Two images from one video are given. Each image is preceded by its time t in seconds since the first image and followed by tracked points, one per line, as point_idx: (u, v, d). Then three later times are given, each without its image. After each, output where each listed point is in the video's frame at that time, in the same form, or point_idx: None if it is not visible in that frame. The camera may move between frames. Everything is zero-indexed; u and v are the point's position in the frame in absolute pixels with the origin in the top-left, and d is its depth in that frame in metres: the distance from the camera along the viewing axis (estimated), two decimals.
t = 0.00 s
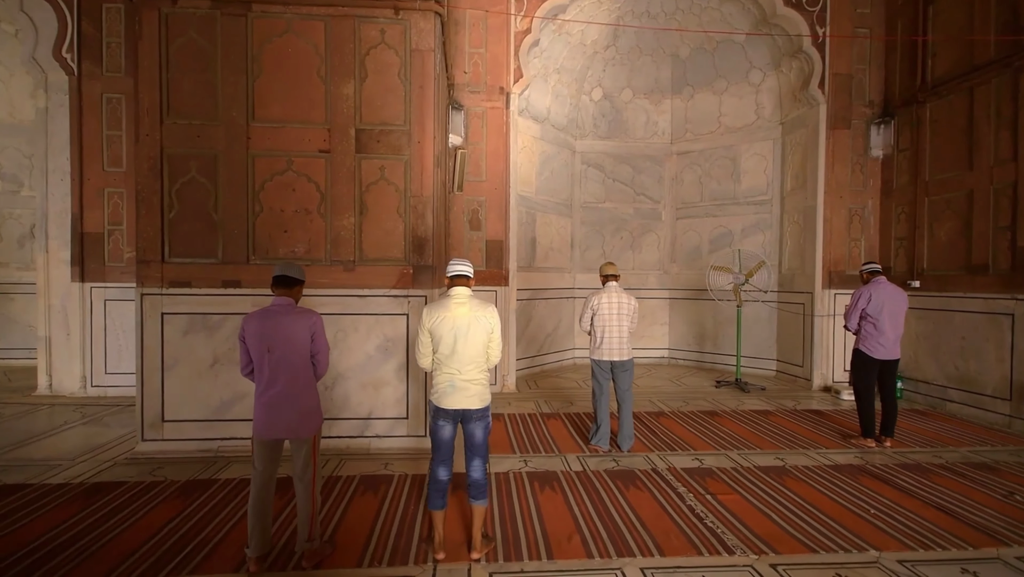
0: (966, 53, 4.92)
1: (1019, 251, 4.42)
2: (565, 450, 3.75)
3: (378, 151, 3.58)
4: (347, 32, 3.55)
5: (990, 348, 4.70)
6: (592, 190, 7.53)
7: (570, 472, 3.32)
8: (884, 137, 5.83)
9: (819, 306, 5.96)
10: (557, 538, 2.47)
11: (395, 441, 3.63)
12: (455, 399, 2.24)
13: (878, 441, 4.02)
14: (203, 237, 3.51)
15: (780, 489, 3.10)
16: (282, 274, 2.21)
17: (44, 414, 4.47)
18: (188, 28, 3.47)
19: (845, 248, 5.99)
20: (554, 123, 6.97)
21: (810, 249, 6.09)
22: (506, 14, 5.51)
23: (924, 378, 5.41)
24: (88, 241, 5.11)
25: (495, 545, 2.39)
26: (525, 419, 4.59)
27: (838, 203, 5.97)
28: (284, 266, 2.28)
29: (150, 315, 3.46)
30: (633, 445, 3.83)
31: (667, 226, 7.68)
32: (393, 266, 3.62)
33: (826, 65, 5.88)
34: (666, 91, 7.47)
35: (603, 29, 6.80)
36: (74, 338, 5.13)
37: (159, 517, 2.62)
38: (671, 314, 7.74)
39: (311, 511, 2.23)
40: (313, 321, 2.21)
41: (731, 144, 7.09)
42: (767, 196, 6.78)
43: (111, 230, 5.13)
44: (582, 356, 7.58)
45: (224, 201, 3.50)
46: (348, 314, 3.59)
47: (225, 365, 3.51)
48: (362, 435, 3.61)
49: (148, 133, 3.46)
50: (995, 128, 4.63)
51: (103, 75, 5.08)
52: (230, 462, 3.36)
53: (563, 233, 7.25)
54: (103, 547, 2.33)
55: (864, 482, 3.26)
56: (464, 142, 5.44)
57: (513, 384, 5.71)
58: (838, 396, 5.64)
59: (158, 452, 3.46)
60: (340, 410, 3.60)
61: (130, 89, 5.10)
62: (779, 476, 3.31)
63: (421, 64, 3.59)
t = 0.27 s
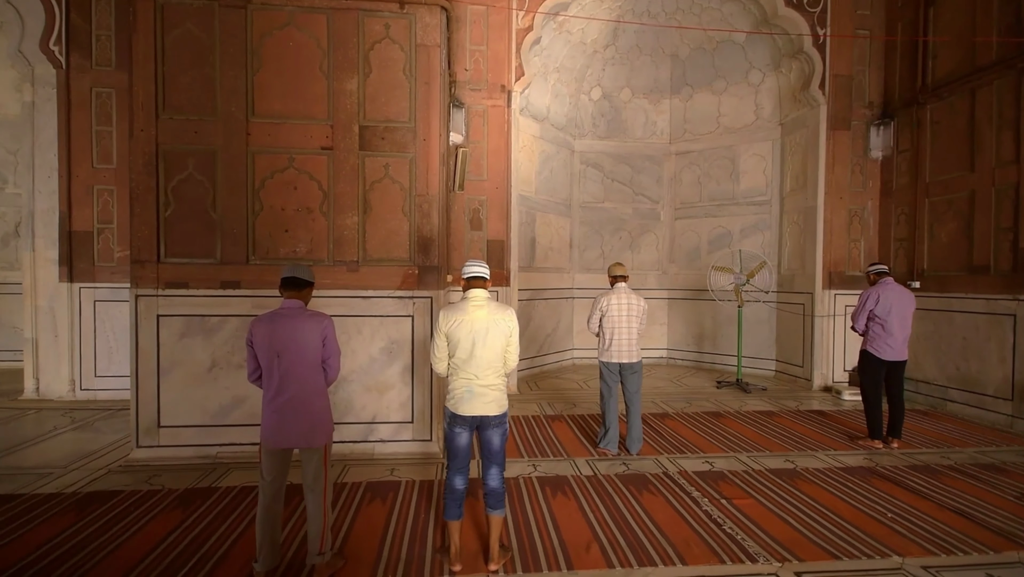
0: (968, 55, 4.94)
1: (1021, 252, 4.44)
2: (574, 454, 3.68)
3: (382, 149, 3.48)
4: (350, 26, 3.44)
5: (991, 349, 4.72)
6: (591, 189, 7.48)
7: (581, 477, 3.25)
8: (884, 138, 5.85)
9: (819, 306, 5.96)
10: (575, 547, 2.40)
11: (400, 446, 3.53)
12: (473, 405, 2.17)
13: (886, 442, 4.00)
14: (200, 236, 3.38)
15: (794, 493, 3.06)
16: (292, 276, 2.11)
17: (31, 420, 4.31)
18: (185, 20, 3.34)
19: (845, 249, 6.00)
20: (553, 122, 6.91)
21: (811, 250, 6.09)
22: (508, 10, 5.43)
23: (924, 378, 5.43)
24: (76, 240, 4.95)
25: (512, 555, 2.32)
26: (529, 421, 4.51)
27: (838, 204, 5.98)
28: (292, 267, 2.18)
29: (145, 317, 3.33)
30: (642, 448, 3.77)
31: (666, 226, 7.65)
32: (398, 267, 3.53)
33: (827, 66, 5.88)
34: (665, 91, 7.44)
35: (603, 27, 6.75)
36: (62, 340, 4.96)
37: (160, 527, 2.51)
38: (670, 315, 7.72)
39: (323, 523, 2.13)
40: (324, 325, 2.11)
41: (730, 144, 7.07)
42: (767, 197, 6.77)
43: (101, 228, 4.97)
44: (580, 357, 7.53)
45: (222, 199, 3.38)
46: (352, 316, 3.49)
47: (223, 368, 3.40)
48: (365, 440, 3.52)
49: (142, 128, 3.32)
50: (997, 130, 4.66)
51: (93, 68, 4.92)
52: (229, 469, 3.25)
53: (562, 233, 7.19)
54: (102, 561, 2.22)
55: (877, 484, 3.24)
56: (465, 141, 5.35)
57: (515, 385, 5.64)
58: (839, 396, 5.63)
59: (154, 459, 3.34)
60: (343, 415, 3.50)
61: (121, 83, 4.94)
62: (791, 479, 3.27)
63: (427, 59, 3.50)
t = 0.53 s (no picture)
0: (962, 58, 5.01)
1: (1016, 253, 4.51)
2: (579, 456, 3.64)
3: (385, 146, 3.41)
4: (352, 21, 3.36)
5: (986, 348, 4.79)
6: (587, 190, 7.45)
7: (589, 480, 3.21)
8: (878, 140, 5.91)
9: (816, 307, 6.00)
10: (589, 553, 2.36)
11: (403, 449, 3.46)
12: (489, 409, 2.12)
13: (887, 442, 4.02)
14: (196, 235, 3.28)
15: (803, 494, 3.05)
16: (301, 276, 2.03)
17: (16, 426, 4.15)
18: (181, 11, 3.24)
19: (841, 250, 6.05)
20: (550, 122, 6.87)
21: (807, 251, 6.13)
22: (507, 9, 5.39)
23: (919, 377, 5.49)
24: (63, 239, 4.79)
25: (526, 562, 2.26)
26: (531, 423, 4.46)
27: (833, 205, 6.02)
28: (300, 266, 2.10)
29: (139, 319, 3.22)
30: (647, 450, 3.74)
31: (662, 227, 7.66)
32: (401, 267, 3.46)
33: (823, 68, 5.93)
34: (660, 91, 7.44)
35: (600, 27, 6.73)
36: (47, 343, 4.80)
37: (160, 537, 2.42)
38: (665, 315, 7.72)
39: (333, 533, 2.05)
40: (336, 326, 2.04)
41: (726, 145, 7.10)
42: (762, 198, 6.81)
43: (88, 227, 4.82)
44: (577, 358, 7.50)
45: (220, 197, 3.28)
46: (353, 317, 3.41)
47: (221, 372, 3.29)
48: (367, 444, 3.44)
49: (136, 123, 3.20)
50: (992, 132, 4.72)
51: (80, 62, 4.77)
52: (227, 476, 3.15)
53: (559, 233, 7.16)
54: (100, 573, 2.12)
55: (882, 484, 3.24)
56: (465, 140, 5.29)
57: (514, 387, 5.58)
58: (836, 396, 5.67)
59: (148, 466, 3.22)
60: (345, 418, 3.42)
61: (109, 78, 4.80)
62: (798, 480, 3.26)
63: (430, 56, 3.43)
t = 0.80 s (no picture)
0: (951, 63, 5.13)
1: (1004, 254, 4.62)
2: (583, 457, 3.62)
3: (387, 144, 3.35)
4: (354, 16, 3.30)
5: (975, 347, 4.90)
6: (581, 190, 7.43)
7: (595, 481, 3.19)
8: (868, 143, 5.98)
9: (808, 307, 6.07)
10: (604, 555, 2.34)
11: (406, 453, 3.40)
12: (505, 412, 2.08)
13: (882, 440, 4.09)
14: (192, 234, 3.18)
15: (807, 493, 3.08)
16: (314, 276, 1.98)
17: None
18: (177, 3, 3.13)
19: (832, 251, 6.14)
20: (545, 122, 6.83)
21: (799, 251, 6.21)
22: (504, 7, 5.36)
23: (908, 376, 5.60)
24: (44, 237, 4.62)
25: (542, 566, 2.23)
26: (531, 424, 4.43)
27: (825, 206, 6.11)
28: (313, 266, 2.05)
29: (132, 320, 3.11)
30: (649, 450, 3.74)
31: (654, 227, 7.69)
32: (403, 267, 3.40)
33: (815, 72, 6.01)
34: (654, 92, 7.47)
35: (595, 28, 6.72)
36: (27, 345, 4.62)
37: (160, 546, 2.33)
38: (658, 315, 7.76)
39: (347, 543, 2.00)
40: (350, 328, 1.99)
41: (718, 147, 7.15)
42: (754, 199, 6.87)
43: (72, 225, 4.65)
44: (571, 358, 7.48)
45: (217, 194, 3.18)
46: (355, 318, 3.34)
47: (217, 375, 3.20)
48: (369, 447, 3.37)
49: (129, 118, 3.10)
50: (981, 136, 4.84)
51: (64, 54, 4.61)
52: (225, 481, 3.06)
53: (553, 233, 7.13)
54: None
55: (883, 482, 3.29)
56: (461, 138, 5.24)
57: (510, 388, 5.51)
58: (827, 394, 5.74)
59: (141, 473, 3.11)
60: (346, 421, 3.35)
61: (95, 71, 4.65)
62: (801, 479, 3.29)
63: (434, 53, 3.39)
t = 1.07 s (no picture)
0: (936, 69, 5.29)
1: (988, 255, 4.78)
2: (586, 457, 3.61)
3: (390, 141, 3.30)
4: (356, 11, 3.24)
5: (959, 345, 5.05)
6: (573, 190, 7.38)
7: (600, 480, 3.19)
8: (854, 145, 6.15)
9: (797, 306, 6.18)
10: (619, 555, 2.33)
11: (408, 455, 3.35)
12: (523, 412, 2.06)
13: (874, 436, 4.18)
14: (187, 232, 3.08)
15: (809, 490, 3.12)
16: (330, 275, 1.94)
17: None
18: None
19: (820, 251, 6.26)
20: (538, 122, 6.80)
21: (788, 252, 6.31)
22: (500, 5, 5.33)
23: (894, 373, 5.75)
24: (22, 235, 4.42)
25: (557, 567, 2.22)
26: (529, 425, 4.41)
27: (813, 208, 6.23)
28: (327, 265, 2.01)
29: (124, 321, 3.00)
30: (651, 449, 3.75)
31: (645, 228, 7.73)
32: (406, 266, 3.35)
33: (804, 75, 6.12)
34: (645, 94, 7.51)
35: (588, 28, 6.73)
36: (4, 348, 4.42)
37: (162, 556, 2.26)
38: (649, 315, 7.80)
39: (363, 550, 1.96)
40: (367, 328, 1.95)
41: (708, 148, 7.23)
42: (743, 200, 6.97)
43: (52, 223, 4.47)
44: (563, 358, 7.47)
45: (214, 191, 3.09)
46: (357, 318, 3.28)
47: (214, 377, 3.10)
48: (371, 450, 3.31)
49: (122, 112, 2.99)
50: (965, 140, 4.99)
51: (44, 46, 4.43)
52: (223, 487, 2.97)
53: (545, 233, 7.10)
54: None
55: (879, 478, 3.36)
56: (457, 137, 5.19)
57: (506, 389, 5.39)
58: (816, 392, 5.84)
59: (134, 479, 3.00)
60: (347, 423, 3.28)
61: (77, 63, 4.48)
62: (802, 476, 3.34)
63: (437, 50, 3.35)
